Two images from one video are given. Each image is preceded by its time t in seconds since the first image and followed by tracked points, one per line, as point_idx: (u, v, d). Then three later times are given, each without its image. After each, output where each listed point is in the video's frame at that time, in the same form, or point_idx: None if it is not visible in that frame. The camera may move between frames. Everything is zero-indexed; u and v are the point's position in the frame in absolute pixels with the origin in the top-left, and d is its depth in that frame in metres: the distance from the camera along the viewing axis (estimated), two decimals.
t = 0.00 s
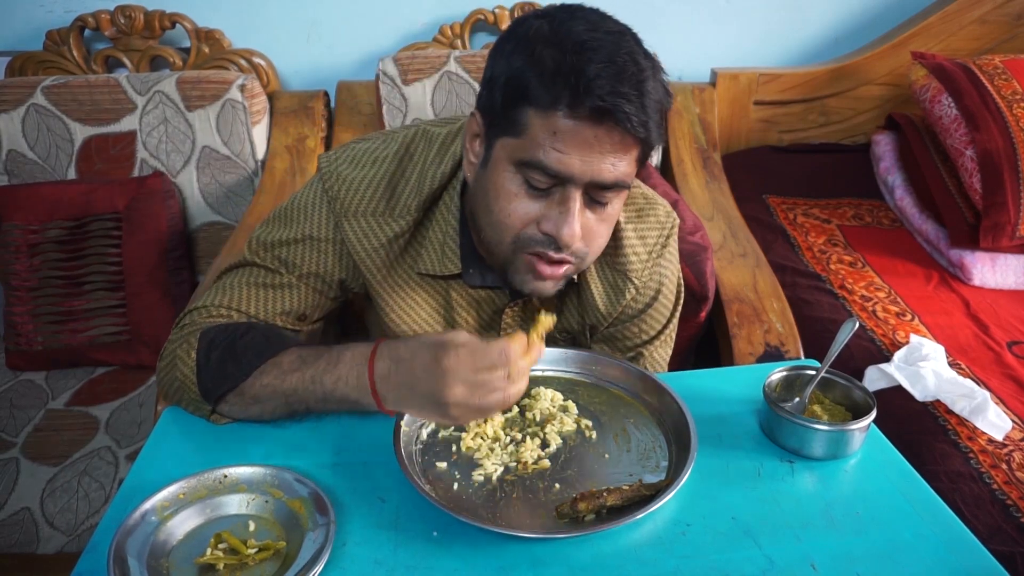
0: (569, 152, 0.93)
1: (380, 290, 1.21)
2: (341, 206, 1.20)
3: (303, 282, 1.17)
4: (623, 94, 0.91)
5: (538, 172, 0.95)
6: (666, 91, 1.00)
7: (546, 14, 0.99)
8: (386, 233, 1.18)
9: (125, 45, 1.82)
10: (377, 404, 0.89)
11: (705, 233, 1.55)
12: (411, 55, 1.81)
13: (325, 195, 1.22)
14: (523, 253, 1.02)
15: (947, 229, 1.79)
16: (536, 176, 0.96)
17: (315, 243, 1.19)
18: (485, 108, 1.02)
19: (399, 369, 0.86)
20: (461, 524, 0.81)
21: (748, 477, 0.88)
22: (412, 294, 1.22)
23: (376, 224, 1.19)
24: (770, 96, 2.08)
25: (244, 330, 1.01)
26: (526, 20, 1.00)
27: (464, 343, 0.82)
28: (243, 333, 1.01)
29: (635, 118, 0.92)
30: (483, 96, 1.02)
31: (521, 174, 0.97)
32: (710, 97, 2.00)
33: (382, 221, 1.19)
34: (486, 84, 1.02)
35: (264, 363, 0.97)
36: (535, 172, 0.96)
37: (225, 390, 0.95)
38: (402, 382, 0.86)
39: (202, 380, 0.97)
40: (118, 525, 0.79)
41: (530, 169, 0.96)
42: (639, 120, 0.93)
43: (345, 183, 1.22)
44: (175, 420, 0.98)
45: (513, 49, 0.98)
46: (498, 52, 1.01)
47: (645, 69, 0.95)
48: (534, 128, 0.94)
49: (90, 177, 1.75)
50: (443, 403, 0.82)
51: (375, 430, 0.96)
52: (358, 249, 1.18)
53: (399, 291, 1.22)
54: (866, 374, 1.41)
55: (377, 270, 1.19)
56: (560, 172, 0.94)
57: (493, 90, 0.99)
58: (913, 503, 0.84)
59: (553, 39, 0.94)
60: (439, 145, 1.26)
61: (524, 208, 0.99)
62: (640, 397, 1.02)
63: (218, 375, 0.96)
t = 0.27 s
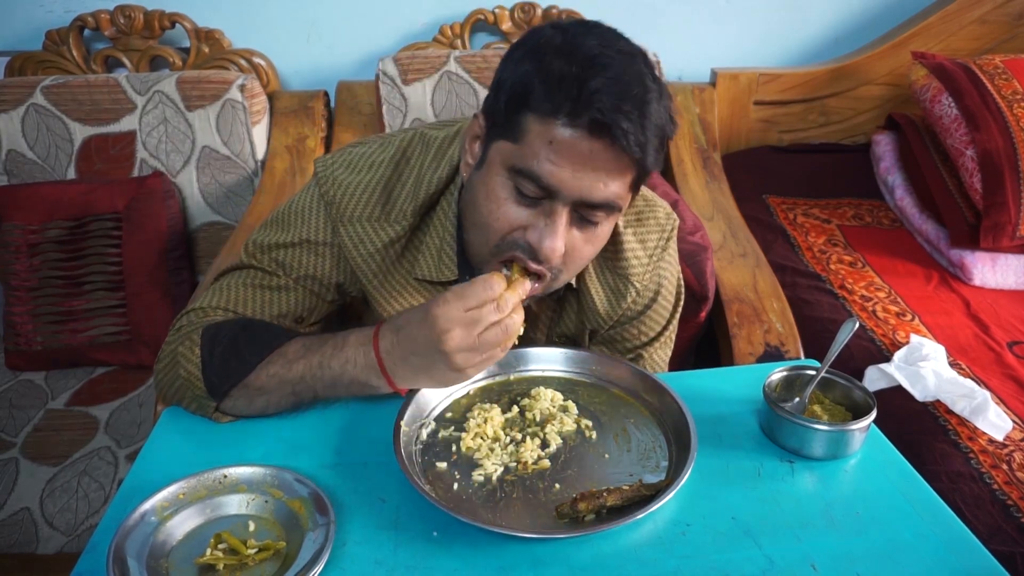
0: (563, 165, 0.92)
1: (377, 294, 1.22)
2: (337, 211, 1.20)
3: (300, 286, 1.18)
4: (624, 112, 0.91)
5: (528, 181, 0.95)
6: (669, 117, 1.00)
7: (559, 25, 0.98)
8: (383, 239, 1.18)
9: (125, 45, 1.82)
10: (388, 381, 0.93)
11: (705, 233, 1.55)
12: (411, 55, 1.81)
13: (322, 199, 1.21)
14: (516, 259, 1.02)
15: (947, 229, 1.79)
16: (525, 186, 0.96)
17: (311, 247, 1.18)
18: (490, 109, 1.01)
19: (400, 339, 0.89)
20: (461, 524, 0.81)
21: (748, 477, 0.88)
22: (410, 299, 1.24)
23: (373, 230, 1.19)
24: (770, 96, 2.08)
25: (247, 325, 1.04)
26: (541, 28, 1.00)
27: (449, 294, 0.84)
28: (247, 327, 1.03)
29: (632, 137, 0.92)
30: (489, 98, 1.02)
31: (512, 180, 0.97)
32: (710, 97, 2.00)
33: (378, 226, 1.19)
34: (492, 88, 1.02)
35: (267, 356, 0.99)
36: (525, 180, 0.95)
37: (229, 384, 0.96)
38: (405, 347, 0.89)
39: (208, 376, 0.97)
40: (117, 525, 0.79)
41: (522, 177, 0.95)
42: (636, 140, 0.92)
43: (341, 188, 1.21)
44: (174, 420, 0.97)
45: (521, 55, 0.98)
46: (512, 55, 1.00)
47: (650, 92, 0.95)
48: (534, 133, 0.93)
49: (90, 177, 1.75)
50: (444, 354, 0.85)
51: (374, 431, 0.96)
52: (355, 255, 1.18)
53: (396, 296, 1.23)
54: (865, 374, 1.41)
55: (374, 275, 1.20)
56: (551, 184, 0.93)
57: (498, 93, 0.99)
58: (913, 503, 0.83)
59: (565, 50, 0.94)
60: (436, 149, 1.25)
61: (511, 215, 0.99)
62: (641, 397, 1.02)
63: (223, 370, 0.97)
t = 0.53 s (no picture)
0: (552, 181, 0.92)
1: (374, 296, 1.21)
2: (335, 212, 1.20)
3: (298, 285, 1.18)
4: (615, 129, 0.90)
5: (519, 197, 0.96)
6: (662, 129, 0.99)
7: (553, 33, 0.98)
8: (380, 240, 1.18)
9: (125, 45, 1.82)
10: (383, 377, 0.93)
11: (705, 233, 1.55)
12: (411, 55, 1.81)
13: (320, 200, 1.22)
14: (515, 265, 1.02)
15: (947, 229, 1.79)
16: (517, 201, 0.96)
17: (309, 247, 1.19)
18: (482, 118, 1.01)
19: (397, 337, 0.89)
20: (460, 524, 0.81)
21: (748, 477, 0.87)
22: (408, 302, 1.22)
23: (370, 231, 1.18)
24: (770, 96, 2.07)
25: (247, 325, 1.04)
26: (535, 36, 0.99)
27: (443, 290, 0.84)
28: (247, 327, 1.04)
29: (621, 155, 0.91)
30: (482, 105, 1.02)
31: (505, 195, 0.98)
32: (710, 97, 2.00)
33: (375, 228, 1.19)
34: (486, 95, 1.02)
35: (268, 355, 1.00)
36: (516, 196, 0.96)
37: (230, 384, 0.96)
38: (403, 346, 0.88)
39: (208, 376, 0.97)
40: (117, 525, 0.79)
41: (513, 193, 0.96)
42: (626, 157, 0.92)
43: (339, 189, 1.21)
44: (174, 419, 0.97)
45: (515, 64, 0.98)
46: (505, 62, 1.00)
47: (642, 104, 0.94)
48: (523, 149, 0.93)
49: (90, 177, 1.75)
50: (440, 352, 0.84)
51: (374, 430, 0.95)
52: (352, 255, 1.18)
53: (393, 298, 1.21)
54: (866, 374, 1.41)
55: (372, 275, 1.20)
56: (542, 198, 0.94)
57: (490, 104, 0.99)
58: (913, 503, 0.83)
59: (556, 62, 0.93)
60: (434, 153, 1.25)
61: (505, 226, 0.99)
62: (640, 397, 1.02)
63: (224, 370, 0.98)
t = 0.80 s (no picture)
0: (551, 163, 0.92)
1: (375, 294, 1.20)
2: (335, 209, 1.20)
3: (299, 283, 1.17)
4: (604, 103, 0.91)
5: (521, 186, 0.95)
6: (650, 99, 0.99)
7: (527, 24, 0.99)
8: (380, 237, 1.17)
9: (125, 45, 1.82)
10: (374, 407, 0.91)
11: (705, 233, 1.55)
12: (411, 55, 1.81)
13: (321, 198, 1.22)
14: (515, 266, 1.02)
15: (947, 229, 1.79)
16: (519, 190, 0.96)
17: (310, 245, 1.19)
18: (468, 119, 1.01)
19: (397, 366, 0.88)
20: (461, 524, 0.81)
21: (748, 477, 0.87)
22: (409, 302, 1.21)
23: (370, 228, 1.18)
24: (770, 96, 2.07)
25: (244, 330, 1.03)
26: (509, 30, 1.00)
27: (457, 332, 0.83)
28: (244, 333, 1.02)
29: (616, 127, 0.92)
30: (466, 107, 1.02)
31: (505, 187, 0.97)
32: (710, 97, 1.99)
33: (375, 225, 1.19)
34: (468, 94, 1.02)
35: (265, 364, 0.99)
36: (517, 185, 0.96)
37: (228, 389, 0.96)
38: (393, 386, 0.87)
39: (205, 380, 0.97)
40: (117, 525, 0.79)
41: (514, 182, 0.96)
42: (621, 128, 0.92)
43: (339, 187, 1.22)
44: (174, 419, 0.98)
45: (494, 59, 0.98)
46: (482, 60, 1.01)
47: (627, 77, 0.94)
48: (517, 138, 0.94)
49: (90, 177, 1.75)
50: (423, 395, 0.82)
51: (374, 431, 0.95)
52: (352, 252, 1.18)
53: (393, 295, 1.20)
54: (865, 374, 1.41)
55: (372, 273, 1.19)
56: (543, 183, 0.93)
57: (477, 102, 0.99)
58: (913, 503, 0.83)
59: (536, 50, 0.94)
60: (433, 152, 1.26)
61: (508, 222, 1.00)
62: (641, 397, 1.02)
63: (221, 376, 0.97)
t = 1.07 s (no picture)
0: (552, 139, 0.92)
1: (377, 290, 1.20)
2: (336, 206, 1.20)
3: (300, 281, 1.17)
4: (601, 75, 0.92)
5: (524, 164, 0.95)
6: (645, 75, 1.00)
7: (517, 9, 0.99)
8: (381, 232, 1.18)
9: (125, 45, 1.82)
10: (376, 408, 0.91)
11: (705, 233, 1.55)
12: (411, 55, 1.81)
13: (322, 196, 1.22)
14: (518, 250, 1.02)
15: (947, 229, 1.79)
16: (521, 169, 0.96)
17: (311, 242, 1.19)
18: (467, 105, 1.02)
19: (401, 374, 0.87)
20: (461, 525, 0.81)
21: (748, 478, 0.87)
22: (410, 296, 1.22)
23: (371, 224, 1.18)
24: (770, 96, 2.07)
25: (245, 330, 1.02)
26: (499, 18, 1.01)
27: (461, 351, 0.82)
28: (245, 334, 1.02)
29: (614, 96, 0.92)
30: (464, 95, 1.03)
31: (507, 167, 0.97)
32: (710, 97, 1.99)
33: (377, 222, 1.19)
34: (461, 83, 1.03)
35: (267, 365, 0.99)
36: (521, 163, 0.95)
37: (229, 391, 0.96)
38: (394, 392, 0.87)
39: (205, 381, 0.97)
40: (117, 525, 0.79)
41: (517, 162, 0.95)
42: (619, 98, 0.93)
43: (340, 184, 1.22)
44: (174, 419, 0.98)
45: (488, 44, 0.98)
46: (475, 51, 1.01)
47: (620, 50, 0.95)
48: (516, 117, 0.94)
49: (90, 177, 1.75)
50: (425, 409, 0.82)
51: (374, 431, 0.95)
52: (354, 248, 1.17)
53: (395, 291, 1.21)
54: (865, 374, 1.41)
55: (374, 269, 1.19)
56: (546, 160, 0.93)
57: (472, 92, 0.99)
58: (914, 504, 0.83)
59: (530, 31, 0.95)
60: (433, 148, 1.26)
61: (512, 202, 0.99)
62: (641, 398, 1.02)
63: (222, 376, 0.97)
